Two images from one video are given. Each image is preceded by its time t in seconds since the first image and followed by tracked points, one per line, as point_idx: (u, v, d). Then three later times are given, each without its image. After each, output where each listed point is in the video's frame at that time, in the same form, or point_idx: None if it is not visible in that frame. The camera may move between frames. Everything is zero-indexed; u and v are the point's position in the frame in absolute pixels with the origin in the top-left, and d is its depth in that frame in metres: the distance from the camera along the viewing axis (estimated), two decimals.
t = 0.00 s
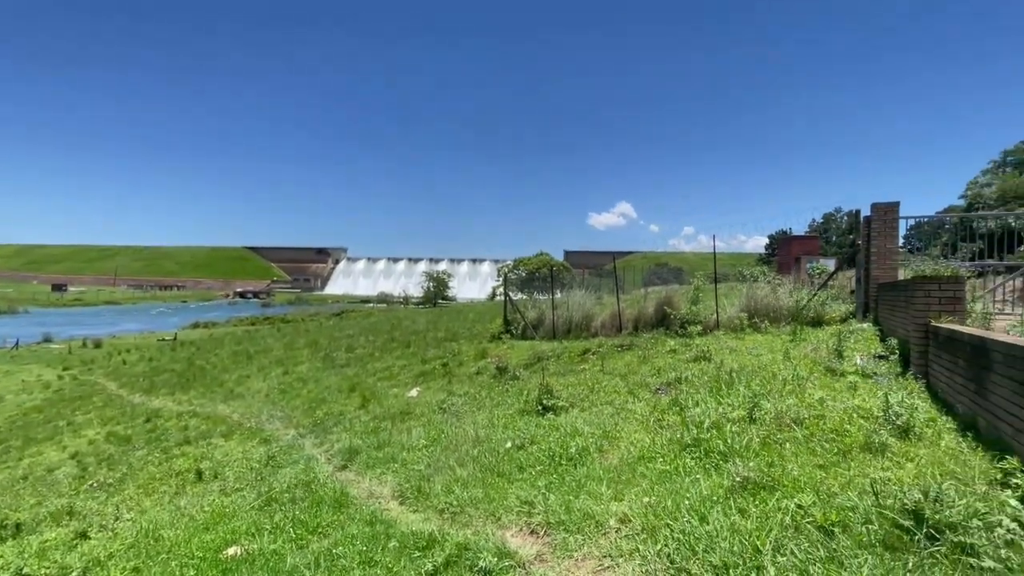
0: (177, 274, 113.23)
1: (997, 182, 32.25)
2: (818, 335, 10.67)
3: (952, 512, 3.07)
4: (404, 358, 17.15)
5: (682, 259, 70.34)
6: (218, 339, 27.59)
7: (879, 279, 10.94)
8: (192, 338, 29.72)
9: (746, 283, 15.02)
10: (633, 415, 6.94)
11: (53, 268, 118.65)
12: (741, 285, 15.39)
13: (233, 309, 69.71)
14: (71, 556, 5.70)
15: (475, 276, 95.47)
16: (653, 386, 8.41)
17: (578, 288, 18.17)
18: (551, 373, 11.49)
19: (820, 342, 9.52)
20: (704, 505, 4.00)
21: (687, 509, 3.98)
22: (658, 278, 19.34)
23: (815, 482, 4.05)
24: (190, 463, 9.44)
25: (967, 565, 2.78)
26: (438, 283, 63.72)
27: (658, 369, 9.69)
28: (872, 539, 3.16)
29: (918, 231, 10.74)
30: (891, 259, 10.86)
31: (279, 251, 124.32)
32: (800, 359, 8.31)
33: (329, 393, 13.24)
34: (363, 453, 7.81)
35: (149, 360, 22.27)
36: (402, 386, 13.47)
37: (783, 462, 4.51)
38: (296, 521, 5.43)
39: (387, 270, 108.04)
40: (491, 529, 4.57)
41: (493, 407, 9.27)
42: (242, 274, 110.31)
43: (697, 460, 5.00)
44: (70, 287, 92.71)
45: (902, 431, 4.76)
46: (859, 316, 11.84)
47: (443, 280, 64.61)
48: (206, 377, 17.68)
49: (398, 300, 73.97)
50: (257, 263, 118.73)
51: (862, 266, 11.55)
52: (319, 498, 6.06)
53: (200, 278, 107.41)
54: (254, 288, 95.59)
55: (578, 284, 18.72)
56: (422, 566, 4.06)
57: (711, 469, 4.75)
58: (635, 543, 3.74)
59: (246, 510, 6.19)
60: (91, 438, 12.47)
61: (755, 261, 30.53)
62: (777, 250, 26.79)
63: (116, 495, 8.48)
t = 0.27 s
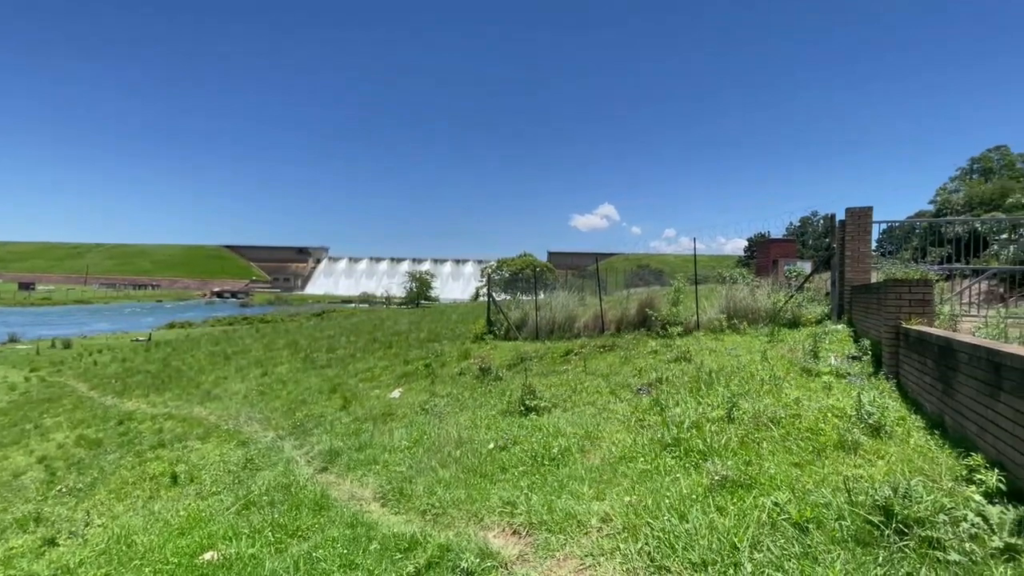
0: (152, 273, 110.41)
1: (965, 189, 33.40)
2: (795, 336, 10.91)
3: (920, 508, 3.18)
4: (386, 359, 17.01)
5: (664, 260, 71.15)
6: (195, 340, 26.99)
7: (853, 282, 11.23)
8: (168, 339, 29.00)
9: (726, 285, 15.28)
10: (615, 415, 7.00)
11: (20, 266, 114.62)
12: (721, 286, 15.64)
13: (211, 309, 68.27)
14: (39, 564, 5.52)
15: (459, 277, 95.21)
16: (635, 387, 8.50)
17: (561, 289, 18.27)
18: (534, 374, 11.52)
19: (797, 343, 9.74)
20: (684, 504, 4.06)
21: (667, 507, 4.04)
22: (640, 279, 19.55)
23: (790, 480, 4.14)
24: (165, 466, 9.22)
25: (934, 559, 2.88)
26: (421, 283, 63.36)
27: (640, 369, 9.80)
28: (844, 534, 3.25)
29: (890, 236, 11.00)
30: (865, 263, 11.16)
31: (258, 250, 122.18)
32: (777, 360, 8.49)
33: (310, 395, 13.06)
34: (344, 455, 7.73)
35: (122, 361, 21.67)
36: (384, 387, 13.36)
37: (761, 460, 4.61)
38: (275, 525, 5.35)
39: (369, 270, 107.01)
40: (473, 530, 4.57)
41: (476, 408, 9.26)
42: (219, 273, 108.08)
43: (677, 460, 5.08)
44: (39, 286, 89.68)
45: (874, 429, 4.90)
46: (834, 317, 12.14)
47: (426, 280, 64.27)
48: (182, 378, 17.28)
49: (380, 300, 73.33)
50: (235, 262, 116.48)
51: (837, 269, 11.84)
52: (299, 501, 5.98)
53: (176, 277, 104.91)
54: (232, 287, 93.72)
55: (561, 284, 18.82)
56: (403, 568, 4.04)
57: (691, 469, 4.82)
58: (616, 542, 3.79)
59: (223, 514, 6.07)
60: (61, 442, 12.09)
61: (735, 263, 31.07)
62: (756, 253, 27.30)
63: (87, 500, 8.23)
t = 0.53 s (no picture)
0: (124, 271, 107.28)
1: (933, 195, 34.57)
2: (771, 336, 11.15)
3: (889, 503, 3.29)
4: (367, 359, 16.86)
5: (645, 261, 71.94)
6: (168, 339, 26.34)
7: (827, 284, 11.53)
8: (140, 339, 28.22)
9: (705, 286, 15.54)
10: (596, 415, 7.06)
11: None
12: (700, 287, 15.90)
13: (185, 308, 66.65)
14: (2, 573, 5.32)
15: (441, 276, 94.76)
16: (616, 386, 8.59)
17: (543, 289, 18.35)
18: (516, 374, 11.55)
19: (773, 343, 9.96)
20: (664, 502, 4.12)
21: (647, 506, 4.09)
22: (621, 279, 19.75)
23: (766, 477, 4.23)
24: (137, 470, 8.97)
25: (903, 553, 2.99)
26: (403, 282, 62.91)
27: (620, 369, 9.90)
28: (818, 530, 3.34)
29: (862, 240, 11.38)
30: (838, 266, 11.45)
31: (235, 248, 119.76)
32: (754, 360, 8.67)
33: (288, 396, 12.86)
34: (323, 457, 7.63)
35: (91, 361, 21.00)
36: (365, 387, 13.23)
37: (738, 459, 4.70)
38: (252, 528, 5.26)
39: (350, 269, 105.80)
40: (455, 531, 4.56)
41: (458, 408, 9.24)
42: (195, 271, 105.60)
43: (657, 459, 5.14)
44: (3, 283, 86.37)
45: (846, 427, 5.04)
46: (809, 318, 12.44)
47: (408, 280, 63.82)
48: (155, 379, 16.84)
49: (361, 300, 72.56)
50: (211, 260, 113.95)
51: (812, 271, 12.13)
52: (277, 503, 5.88)
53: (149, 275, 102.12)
54: (208, 286, 91.66)
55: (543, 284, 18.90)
56: (384, 570, 4.01)
57: (671, 467, 4.89)
58: (597, 540, 3.82)
59: (198, 518, 5.94)
60: (26, 445, 11.66)
61: (713, 264, 31.61)
62: (734, 254, 27.80)
63: (53, 505, 7.96)
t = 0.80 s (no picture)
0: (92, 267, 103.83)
1: (901, 200, 35.78)
2: (748, 336, 11.38)
3: (860, 498, 3.39)
4: (346, 358, 16.66)
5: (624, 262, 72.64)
6: (139, 338, 25.57)
7: (801, 285, 11.82)
8: (109, 337, 27.35)
9: (684, 286, 15.78)
10: (577, 414, 7.11)
11: None
12: (679, 287, 16.14)
13: (157, 306, 64.82)
14: None
15: (422, 275, 94.13)
16: (596, 386, 8.66)
17: (525, 289, 18.40)
18: (497, 374, 11.55)
19: (749, 343, 10.17)
20: (644, 500, 4.17)
21: (627, 504, 4.13)
22: (601, 279, 19.92)
23: (743, 474, 4.32)
24: (106, 472, 8.70)
25: (872, 546, 3.09)
26: (384, 281, 62.33)
27: (601, 369, 9.99)
28: (792, 524, 3.43)
29: (835, 242, 11.68)
30: (812, 267, 11.74)
31: (210, 244, 116.96)
32: (731, 359, 8.83)
33: (265, 396, 12.63)
34: (301, 457, 7.51)
35: (57, 361, 20.26)
36: (344, 387, 13.06)
37: (715, 456, 4.79)
38: (228, 531, 5.15)
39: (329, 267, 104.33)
40: (436, 531, 4.54)
41: (439, 407, 9.20)
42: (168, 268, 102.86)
43: (636, 456, 5.21)
44: None
45: (819, 425, 5.18)
46: (783, 318, 12.73)
47: (388, 279, 63.23)
48: (125, 379, 16.35)
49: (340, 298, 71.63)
50: (185, 257, 111.07)
51: (787, 272, 12.42)
52: (253, 505, 5.77)
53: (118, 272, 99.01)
54: (181, 284, 89.30)
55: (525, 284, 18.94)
56: (364, 571, 3.98)
57: (650, 465, 4.96)
58: (578, 538, 3.85)
59: (170, 521, 5.79)
60: None
61: (692, 265, 32.12)
62: (712, 256, 28.26)
63: (16, 510, 7.66)
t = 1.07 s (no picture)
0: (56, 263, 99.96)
1: (870, 203, 36.94)
2: (724, 335, 11.61)
3: (831, 492, 3.50)
4: (324, 357, 16.42)
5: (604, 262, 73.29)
6: (107, 336, 24.72)
7: (776, 285, 12.11)
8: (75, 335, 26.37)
9: (662, 286, 16.00)
10: (557, 412, 7.14)
11: None
12: (658, 287, 16.36)
13: (126, 303, 62.79)
14: None
15: (401, 273, 93.34)
16: (576, 384, 8.73)
17: (506, 287, 18.42)
18: (477, 372, 11.54)
19: (725, 342, 10.38)
20: (623, 497, 4.22)
21: (607, 501, 4.17)
22: (581, 279, 20.06)
23: (720, 471, 4.41)
24: (71, 475, 8.39)
25: (843, 539, 3.18)
26: (362, 279, 61.60)
27: (581, 367, 10.07)
28: (766, 519, 3.51)
29: (808, 244, 11.97)
30: (786, 268, 12.04)
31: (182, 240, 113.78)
32: (708, 358, 9.00)
33: (240, 395, 12.36)
34: (278, 458, 7.38)
35: (18, 360, 19.45)
36: (321, 386, 12.87)
37: (693, 453, 4.87)
38: (201, 533, 5.02)
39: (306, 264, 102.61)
40: (416, 531, 4.51)
41: (419, 406, 9.14)
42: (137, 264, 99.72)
43: (616, 454, 5.26)
44: None
45: (792, 421, 5.31)
46: (758, 318, 13.02)
47: (367, 277, 62.50)
48: (92, 378, 15.79)
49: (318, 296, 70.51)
50: (155, 252, 107.81)
51: (762, 273, 12.72)
52: (227, 507, 5.64)
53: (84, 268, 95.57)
54: (152, 280, 86.68)
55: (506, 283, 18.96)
56: (342, 573, 3.93)
57: (629, 462, 5.01)
58: (559, 536, 3.87)
59: (140, 524, 5.62)
60: None
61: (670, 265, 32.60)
62: (689, 256, 28.72)
63: None
